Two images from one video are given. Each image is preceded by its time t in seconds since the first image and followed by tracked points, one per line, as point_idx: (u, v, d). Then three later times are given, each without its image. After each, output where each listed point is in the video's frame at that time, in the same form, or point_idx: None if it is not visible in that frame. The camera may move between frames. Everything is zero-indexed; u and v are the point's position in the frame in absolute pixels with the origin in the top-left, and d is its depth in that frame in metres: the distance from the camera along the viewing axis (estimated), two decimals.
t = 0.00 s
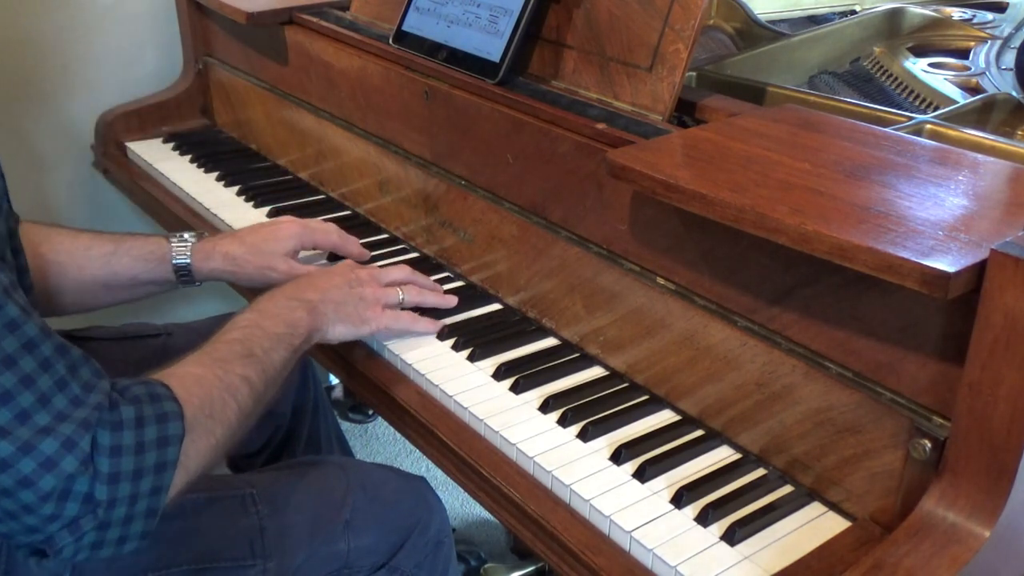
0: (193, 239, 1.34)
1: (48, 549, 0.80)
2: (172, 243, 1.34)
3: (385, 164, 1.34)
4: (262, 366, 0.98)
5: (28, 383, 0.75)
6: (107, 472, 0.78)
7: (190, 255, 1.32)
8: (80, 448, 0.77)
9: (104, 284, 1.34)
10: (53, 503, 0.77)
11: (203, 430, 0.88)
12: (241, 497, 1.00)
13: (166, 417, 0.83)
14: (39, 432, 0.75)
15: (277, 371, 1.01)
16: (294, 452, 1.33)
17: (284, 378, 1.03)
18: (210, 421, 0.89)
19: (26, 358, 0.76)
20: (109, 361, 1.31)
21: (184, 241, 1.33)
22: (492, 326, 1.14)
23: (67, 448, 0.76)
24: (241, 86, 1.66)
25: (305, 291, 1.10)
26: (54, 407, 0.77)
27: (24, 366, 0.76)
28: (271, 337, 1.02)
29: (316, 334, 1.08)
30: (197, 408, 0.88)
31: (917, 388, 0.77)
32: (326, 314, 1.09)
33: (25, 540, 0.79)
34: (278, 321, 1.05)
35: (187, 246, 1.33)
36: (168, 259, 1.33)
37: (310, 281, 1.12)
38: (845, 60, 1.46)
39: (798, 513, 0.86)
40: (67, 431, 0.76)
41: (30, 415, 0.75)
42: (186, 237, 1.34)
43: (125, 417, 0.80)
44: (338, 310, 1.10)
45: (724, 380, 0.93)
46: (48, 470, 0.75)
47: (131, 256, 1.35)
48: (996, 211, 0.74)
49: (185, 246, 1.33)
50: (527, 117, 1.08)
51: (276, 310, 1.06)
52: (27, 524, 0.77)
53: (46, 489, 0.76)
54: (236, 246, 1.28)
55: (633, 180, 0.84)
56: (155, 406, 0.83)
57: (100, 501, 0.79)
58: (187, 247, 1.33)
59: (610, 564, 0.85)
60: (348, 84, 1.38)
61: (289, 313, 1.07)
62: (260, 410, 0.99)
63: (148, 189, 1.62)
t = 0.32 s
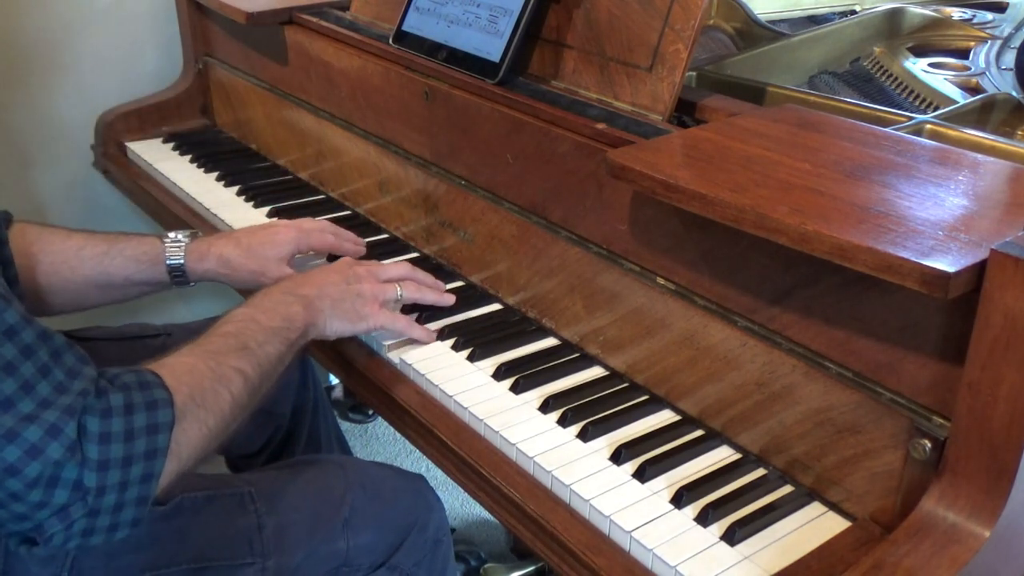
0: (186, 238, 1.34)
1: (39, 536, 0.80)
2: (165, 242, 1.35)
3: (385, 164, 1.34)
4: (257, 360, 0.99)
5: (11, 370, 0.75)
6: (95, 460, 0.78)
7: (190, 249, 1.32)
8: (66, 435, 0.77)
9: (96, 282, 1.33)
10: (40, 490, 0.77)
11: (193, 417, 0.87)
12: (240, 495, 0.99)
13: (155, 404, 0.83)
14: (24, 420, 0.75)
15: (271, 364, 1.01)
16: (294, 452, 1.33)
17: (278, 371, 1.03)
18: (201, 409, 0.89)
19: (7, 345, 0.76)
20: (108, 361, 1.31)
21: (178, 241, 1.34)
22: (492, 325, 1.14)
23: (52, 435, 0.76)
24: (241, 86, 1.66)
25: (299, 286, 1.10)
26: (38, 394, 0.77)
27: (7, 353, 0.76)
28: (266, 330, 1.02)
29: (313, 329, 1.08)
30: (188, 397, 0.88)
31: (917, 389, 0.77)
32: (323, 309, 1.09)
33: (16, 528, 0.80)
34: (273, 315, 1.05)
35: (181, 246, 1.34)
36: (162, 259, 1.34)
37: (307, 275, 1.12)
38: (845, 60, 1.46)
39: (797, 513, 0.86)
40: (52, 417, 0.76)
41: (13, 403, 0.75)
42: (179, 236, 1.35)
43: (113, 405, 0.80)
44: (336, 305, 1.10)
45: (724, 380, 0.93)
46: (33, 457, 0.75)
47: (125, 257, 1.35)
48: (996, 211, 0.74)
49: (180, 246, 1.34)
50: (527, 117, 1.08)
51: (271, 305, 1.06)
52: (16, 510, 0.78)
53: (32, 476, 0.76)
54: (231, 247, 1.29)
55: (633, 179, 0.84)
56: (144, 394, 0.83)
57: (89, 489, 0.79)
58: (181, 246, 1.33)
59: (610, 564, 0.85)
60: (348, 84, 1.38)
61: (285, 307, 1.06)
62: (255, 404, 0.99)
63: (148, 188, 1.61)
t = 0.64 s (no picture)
0: (185, 228, 1.35)
1: (39, 536, 0.80)
2: (163, 231, 1.35)
3: (385, 164, 1.34)
4: (258, 360, 0.99)
5: (12, 371, 0.76)
6: (96, 460, 0.79)
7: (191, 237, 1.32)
8: (66, 435, 0.77)
9: (96, 272, 1.33)
10: (41, 491, 0.77)
11: (192, 418, 0.87)
12: (240, 494, 0.99)
13: (155, 405, 0.83)
14: (25, 420, 0.75)
15: (272, 364, 1.01)
16: (294, 450, 1.33)
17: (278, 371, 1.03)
18: (202, 410, 0.89)
19: (9, 346, 0.77)
20: (108, 360, 1.31)
21: (176, 231, 1.34)
22: (491, 325, 1.14)
23: (52, 436, 0.76)
24: (241, 86, 1.66)
25: (302, 286, 1.10)
26: (39, 395, 0.77)
27: (8, 354, 0.76)
28: (268, 330, 1.02)
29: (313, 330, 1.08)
30: (188, 398, 0.88)
31: (917, 389, 0.77)
32: (324, 308, 1.09)
33: (17, 528, 0.80)
34: (274, 315, 1.05)
35: (179, 236, 1.34)
36: (160, 249, 1.34)
37: (308, 275, 1.12)
38: (845, 61, 1.46)
39: (797, 513, 0.86)
40: (52, 418, 0.76)
41: (14, 403, 0.75)
42: (178, 226, 1.35)
43: (113, 405, 0.80)
44: (335, 305, 1.10)
45: (724, 380, 0.93)
46: (34, 458, 0.75)
47: (124, 247, 1.35)
48: (996, 211, 0.74)
49: (178, 237, 1.34)
50: (527, 117, 1.08)
51: (271, 304, 1.06)
52: (17, 511, 0.78)
53: (33, 477, 0.76)
54: (229, 236, 1.29)
55: (632, 179, 0.84)
56: (144, 395, 0.83)
57: (89, 489, 0.79)
58: (179, 235, 1.34)
59: (610, 564, 0.85)
60: (348, 84, 1.38)
61: (285, 306, 1.06)
62: (256, 404, 0.99)
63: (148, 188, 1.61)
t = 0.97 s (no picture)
0: (188, 215, 1.34)
1: (45, 544, 0.80)
2: (166, 219, 1.34)
3: (385, 164, 1.34)
4: (261, 362, 0.98)
5: (23, 379, 0.76)
6: (103, 468, 0.78)
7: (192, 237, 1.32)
8: (74, 443, 0.77)
9: (101, 261, 1.34)
10: (49, 499, 0.77)
11: (198, 423, 0.87)
12: (240, 496, 1.00)
13: (161, 412, 0.82)
14: (33, 429, 0.75)
15: (274, 365, 1.00)
16: (294, 452, 1.34)
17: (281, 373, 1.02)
18: (207, 415, 0.88)
19: (20, 354, 0.77)
20: (108, 360, 1.31)
21: (180, 219, 1.33)
22: (491, 325, 1.14)
23: (61, 444, 0.76)
24: (241, 86, 1.66)
25: (303, 283, 1.10)
26: (48, 403, 0.77)
27: (18, 362, 0.76)
28: (270, 330, 1.02)
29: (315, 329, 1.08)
30: (194, 402, 0.88)
31: (917, 389, 0.77)
32: (325, 306, 1.09)
33: (23, 535, 0.79)
34: (276, 314, 1.04)
35: (183, 224, 1.33)
36: (164, 236, 1.34)
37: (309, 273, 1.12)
38: (845, 61, 1.46)
39: (797, 513, 0.86)
40: (61, 427, 0.76)
41: (24, 411, 0.75)
42: (181, 213, 1.34)
43: (119, 413, 0.80)
44: (337, 304, 1.10)
45: (724, 380, 0.93)
46: (42, 466, 0.75)
47: (129, 234, 1.35)
48: (996, 211, 0.74)
49: (182, 224, 1.33)
50: (527, 117, 1.08)
51: (274, 303, 1.06)
52: (25, 518, 0.77)
53: (41, 485, 0.75)
54: (232, 224, 1.29)
55: (633, 179, 0.84)
56: (150, 401, 0.83)
57: (96, 497, 0.79)
58: (183, 223, 1.33)
59: (610, 564, 0.85)
60: (348, 84, 1.39)
61: (287, 305, 1.06)
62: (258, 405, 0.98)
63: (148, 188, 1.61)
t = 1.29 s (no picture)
0: (188, 214, 1.34)
1: (52, 555, 0.79)
2: (166, 217, 1.34)
3: (385, 164, 1.34)
4: (264, 366, 0.98)
5: (35, 391, 0.75)
6: (110, 481, 0.78)
7: (193, 237, 1.32)
8: (84, 457, 0.76)
9: (101, 257, 1.34)
10: (57, 512, 0.76)
11: (204, 434, 0.86)
12: (240, 496, 1.00)
13: (167, 423, 0.82)
14: (43, 441, 0.74)
15: (279, 367, 1.00)
16: (294, 452, 1.33)
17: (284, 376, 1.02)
18: (213, 425, 0.88)
19: (32, 365, 0.75)
20: (108, 360, 1.31)
21: (179, 217, 1.33)
22: (492, 326, 1.14)
23: (70, 457, 0.75)
24: (241, 86, 1.66)
25: (306, 283, 1.10)
26: (59, 415, 0.76)
27: (31, 374, 0.75)
28: (274, 334, 1.02)
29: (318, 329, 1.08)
30: (201, 412, 0.87)
31: (918, 389, 0.77)
32: (329, 306, 1.09)
33: (29, 546, 0.79)
34: (280, 315, 1.04)
35: (182, 222, 1.33)
36: (163, 233, 1.33)
37: (311, 274, 1.12)
38: (845, 61, 1.46)
39: (797, 513, 0.86)
40: (71, 440, 0.75)
41: (35, 422, 0.74)
42: (181, 212, 1.34)
43: (126, 425, 0.79)
44: (340, 303, 1.10)
45: (724, 380, 0.93)
46: (51, 478, 0.74)
47: (128, 232, 1.34)
48: (996, 211, 0.74)
49: (181, 222, 1.33)
50: (527, 118, 1.08)
51: (278, 304, 1.06)
52: (32, 530, 0.77)
53: (49, 498, 0.75)
54: (231, 225, 1.29)
55: (633, 179, 0.84)
56: (156, 412, 0.82)
57: (103, 510, 0.78)
58: (183, 221, 1.33)
59: (610, 564, 0.85)
60: (348, 84, 1.39)
61: (291, 305, 1.06)
62: (261, 412, 0.97)
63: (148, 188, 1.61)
